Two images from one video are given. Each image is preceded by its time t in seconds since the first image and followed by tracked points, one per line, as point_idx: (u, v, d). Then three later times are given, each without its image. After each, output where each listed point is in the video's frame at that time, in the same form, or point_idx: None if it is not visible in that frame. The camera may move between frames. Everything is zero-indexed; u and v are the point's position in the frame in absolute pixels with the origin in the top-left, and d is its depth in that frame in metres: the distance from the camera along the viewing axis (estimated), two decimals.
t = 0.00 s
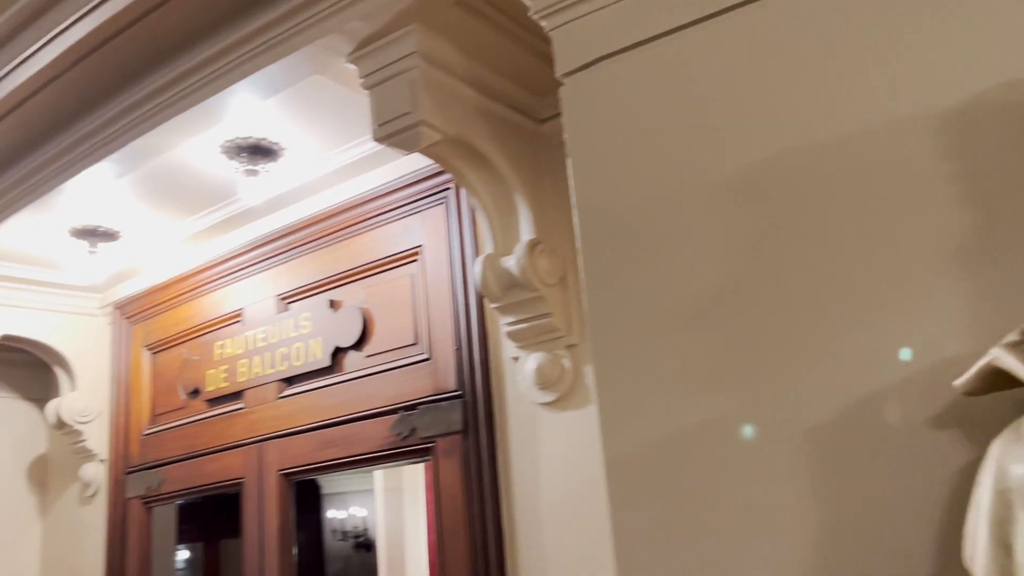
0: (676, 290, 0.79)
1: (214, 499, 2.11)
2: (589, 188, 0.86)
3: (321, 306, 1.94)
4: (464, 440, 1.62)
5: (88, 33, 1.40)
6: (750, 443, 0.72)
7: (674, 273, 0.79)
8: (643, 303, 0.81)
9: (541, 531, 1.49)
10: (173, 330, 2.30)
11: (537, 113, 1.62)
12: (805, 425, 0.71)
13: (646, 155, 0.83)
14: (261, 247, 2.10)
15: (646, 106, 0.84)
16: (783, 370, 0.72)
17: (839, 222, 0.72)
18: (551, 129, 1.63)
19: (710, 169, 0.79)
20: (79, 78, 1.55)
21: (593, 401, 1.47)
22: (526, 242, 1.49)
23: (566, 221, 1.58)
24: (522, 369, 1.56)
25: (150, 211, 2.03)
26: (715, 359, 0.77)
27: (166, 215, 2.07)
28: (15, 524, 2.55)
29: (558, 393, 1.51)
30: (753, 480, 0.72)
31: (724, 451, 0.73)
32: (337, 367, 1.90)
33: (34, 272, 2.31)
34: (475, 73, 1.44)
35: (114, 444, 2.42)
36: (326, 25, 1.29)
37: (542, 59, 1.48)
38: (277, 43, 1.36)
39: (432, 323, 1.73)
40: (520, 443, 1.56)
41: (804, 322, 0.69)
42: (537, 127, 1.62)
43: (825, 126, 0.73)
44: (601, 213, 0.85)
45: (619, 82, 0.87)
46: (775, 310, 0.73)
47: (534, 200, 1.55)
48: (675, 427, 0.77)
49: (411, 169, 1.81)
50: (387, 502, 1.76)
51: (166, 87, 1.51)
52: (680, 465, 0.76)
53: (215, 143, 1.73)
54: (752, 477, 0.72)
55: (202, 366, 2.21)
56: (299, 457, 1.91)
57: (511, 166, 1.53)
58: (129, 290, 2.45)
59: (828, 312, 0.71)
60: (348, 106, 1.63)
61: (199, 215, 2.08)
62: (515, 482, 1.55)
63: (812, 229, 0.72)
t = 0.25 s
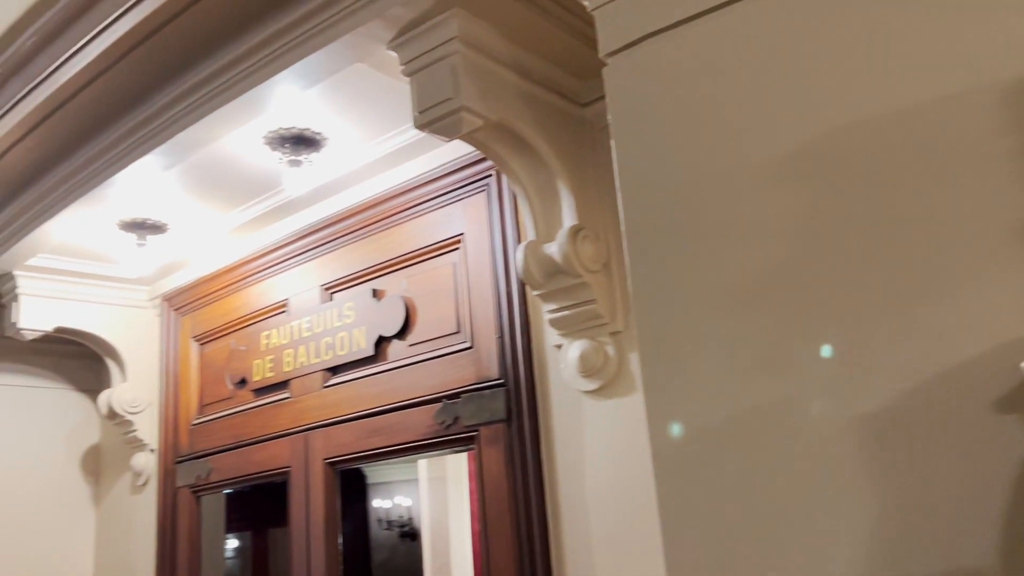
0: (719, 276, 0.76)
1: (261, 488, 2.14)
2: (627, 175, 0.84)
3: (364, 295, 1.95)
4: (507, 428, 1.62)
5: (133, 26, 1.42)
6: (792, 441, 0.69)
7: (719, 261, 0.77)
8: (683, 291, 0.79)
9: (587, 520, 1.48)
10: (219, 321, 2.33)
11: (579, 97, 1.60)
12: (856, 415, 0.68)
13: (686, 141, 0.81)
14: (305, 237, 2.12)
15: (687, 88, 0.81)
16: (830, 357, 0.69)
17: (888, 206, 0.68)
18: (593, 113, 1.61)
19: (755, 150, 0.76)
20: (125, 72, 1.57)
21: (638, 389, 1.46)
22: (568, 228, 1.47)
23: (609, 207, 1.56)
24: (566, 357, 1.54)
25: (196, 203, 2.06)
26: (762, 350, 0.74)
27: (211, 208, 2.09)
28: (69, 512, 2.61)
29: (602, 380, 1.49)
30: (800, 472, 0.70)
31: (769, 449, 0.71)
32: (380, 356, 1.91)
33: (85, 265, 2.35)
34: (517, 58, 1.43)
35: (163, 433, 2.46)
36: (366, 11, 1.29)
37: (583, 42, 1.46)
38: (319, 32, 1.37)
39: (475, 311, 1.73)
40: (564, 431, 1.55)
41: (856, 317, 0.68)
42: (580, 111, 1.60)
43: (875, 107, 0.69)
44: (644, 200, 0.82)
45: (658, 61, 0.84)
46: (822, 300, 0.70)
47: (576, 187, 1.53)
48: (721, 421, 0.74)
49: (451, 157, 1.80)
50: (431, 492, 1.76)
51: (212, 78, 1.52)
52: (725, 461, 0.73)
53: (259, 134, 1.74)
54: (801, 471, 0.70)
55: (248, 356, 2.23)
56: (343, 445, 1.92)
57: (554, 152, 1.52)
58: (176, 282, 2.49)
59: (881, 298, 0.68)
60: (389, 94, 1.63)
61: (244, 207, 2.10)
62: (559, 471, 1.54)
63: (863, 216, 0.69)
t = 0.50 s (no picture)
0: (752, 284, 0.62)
1: (307, 474, 2.16)
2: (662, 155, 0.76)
3: (406, 282, 1.94)
4: (549, 415, 1.60)
5: (173, 15, 1.43)
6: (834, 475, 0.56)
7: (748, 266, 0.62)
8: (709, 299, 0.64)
9: (629, 507, 1.46)
10: (265, 310, 2.35)
11: (621, 77, 1.57)
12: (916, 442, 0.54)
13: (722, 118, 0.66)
14: (347, 226, 2.12)
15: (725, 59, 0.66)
16: (881, 380, 0.56)
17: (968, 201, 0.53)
18: (636, 93, 1.57)
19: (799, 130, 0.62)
20: (167, 62, 1.58)
21: (681, 374, 1.42)
22: (609, 212, 1.44)
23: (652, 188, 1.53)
24: (608, 342, 1.52)
25: (241, 193, 2.08)
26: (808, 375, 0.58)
27: (255, 197, 2.11)
28: (123, 498, 2.67)
29: (643, 366, 1.46)
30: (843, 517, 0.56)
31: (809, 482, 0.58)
32: (422, 343, 1.90)
33: (136, 255, 2.40)
34: (556, 38, 1.41)
35: (212, 421, 2.49)
36: None
37: (624, 19, 1.43)
38: (355, 15, 1.36)
39: (516, 297, 1.71)
40: (606, 417, 1.53)
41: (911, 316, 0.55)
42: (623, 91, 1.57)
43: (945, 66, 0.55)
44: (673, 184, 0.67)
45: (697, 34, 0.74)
46: (869, 306, 0.57)
47: (618, 169, 1.50)
48: (743, 450, 0.62)
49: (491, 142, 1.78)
50: (480, 479, 1.74)
51: (252, 66, 1.53)
52: (748, 488, 0.61)
53: (300, 122, 1.75)
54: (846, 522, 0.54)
55: (293, 345, 2.25)
56: (387, 432, 1.93)
57: (595, 133, 1.49)
58: (223, 272, 2.51)
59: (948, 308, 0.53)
60: (428, 79, 1.62)
61: (289, 196, 2.11)
62: (601, 458, 1.52)
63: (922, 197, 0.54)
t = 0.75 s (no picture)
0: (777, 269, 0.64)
1: (343, 462, 2.17)
2: (687, 131, 0.72)
3: (438, 270, 1.94)
4: (582, 402, 1.59)
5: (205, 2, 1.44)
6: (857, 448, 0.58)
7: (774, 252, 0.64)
8: (736, 282, 0.67)
9: (664, 494, 1.43)
10: (300, 299, 2.37)
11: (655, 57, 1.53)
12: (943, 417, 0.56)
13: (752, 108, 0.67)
14: (380, 214, 2.12)
15: (753, 47, 0.68)
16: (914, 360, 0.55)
17: (990, 187, 0.54)
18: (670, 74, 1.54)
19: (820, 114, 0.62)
20: (200, 51, 1.59)
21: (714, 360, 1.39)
22: (641, 195, 1.42)
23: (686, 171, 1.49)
24: (641, 328, 1.49)
25: (275, 183, 2.09)
26: (836, 359, 0.60)
27: (289, 187, 2.12)
28: (166, 485, 2.72)
29: (677, 352, 1.44)
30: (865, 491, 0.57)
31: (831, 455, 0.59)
32: (455, 331, 1.89)
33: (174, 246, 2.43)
34: (585, 17, 1.38)
35: (251, 409, 2.51)
36: None
37: None
38: None
39: (548, 283, 1.69)
40: (640, 404, 1.50)
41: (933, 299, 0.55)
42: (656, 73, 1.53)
43: (966, 50, 0.56)
44: (702, 175, 0.70)
45: (724, 2, 0.71)
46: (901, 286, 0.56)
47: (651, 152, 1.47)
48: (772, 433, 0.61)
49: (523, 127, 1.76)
50: (521, 467, 1.73)
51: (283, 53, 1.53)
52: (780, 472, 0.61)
53: (331, 110, 1.75)
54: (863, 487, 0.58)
55: (328, 333, 2.25)
56: (421, 420, 1.93)
57: (627, 116, 1.46)
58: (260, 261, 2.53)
59: (969, 286, 0.54)
60: (457, 63, 1.61)
61: (323, 185, 2.12)
62: (635, 444, 1.50)
63: (945, 181, 0.56)
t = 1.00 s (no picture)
0: (795, 246, 0.60)
1: (383, 446, 2.18)
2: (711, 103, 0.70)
3: (474, 254, 1.93)
4: (618, 385, 1.58)
5: None
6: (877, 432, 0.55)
7: (793, 231, 0.60)
8: (752, 266, 0.62)
9: (701, 477, 1.41)
10: (340, 286, 2.37)
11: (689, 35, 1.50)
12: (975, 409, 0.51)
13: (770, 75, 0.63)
14: (416, 200, 2.12)
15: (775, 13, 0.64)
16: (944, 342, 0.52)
17: None
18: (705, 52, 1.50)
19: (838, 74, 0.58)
20: (234, 38, 1.61)
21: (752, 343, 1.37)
22: (677, 174, 1.39)
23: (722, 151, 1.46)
24: (678, 310, 1.47)
25: (312, 170, 2.10)
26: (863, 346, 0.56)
27: (326, 174, 2.13)
28: (212, 470, 2.77)
29: (715, 334, 1.41)
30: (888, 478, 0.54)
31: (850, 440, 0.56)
32: (491, 315, 1.89)
33: (216, 234, 2.46)
34: None
35: (293, 395, 2.53)
36: None
37: None
38: None
39: (584, 266, 1.68)
40: (676, 387, 1.48)
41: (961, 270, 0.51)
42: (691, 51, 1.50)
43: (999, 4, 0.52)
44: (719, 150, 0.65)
45: None
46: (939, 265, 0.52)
47: (685, 131, 1.44)
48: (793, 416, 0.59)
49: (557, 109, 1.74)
50: (564, 458, 1.71)
51: (314, 39, 1.54)
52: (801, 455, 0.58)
53: (365, 96, 1.75)
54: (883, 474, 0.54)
55: (367, 319, 2.26)
56: (459, 404, 1.93)
57: (662, 94, 1.43)
58: (300, 249, 2.54)
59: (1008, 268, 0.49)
60: (488, 45, 1.59)
61: (360, 171, 2.12)
62: (671, 427, 1.48)
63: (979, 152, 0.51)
